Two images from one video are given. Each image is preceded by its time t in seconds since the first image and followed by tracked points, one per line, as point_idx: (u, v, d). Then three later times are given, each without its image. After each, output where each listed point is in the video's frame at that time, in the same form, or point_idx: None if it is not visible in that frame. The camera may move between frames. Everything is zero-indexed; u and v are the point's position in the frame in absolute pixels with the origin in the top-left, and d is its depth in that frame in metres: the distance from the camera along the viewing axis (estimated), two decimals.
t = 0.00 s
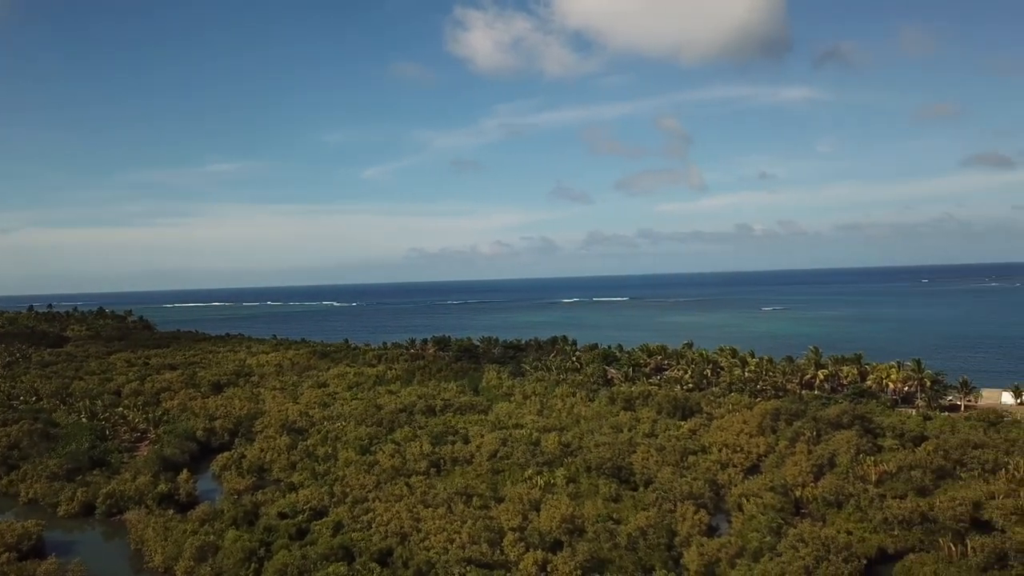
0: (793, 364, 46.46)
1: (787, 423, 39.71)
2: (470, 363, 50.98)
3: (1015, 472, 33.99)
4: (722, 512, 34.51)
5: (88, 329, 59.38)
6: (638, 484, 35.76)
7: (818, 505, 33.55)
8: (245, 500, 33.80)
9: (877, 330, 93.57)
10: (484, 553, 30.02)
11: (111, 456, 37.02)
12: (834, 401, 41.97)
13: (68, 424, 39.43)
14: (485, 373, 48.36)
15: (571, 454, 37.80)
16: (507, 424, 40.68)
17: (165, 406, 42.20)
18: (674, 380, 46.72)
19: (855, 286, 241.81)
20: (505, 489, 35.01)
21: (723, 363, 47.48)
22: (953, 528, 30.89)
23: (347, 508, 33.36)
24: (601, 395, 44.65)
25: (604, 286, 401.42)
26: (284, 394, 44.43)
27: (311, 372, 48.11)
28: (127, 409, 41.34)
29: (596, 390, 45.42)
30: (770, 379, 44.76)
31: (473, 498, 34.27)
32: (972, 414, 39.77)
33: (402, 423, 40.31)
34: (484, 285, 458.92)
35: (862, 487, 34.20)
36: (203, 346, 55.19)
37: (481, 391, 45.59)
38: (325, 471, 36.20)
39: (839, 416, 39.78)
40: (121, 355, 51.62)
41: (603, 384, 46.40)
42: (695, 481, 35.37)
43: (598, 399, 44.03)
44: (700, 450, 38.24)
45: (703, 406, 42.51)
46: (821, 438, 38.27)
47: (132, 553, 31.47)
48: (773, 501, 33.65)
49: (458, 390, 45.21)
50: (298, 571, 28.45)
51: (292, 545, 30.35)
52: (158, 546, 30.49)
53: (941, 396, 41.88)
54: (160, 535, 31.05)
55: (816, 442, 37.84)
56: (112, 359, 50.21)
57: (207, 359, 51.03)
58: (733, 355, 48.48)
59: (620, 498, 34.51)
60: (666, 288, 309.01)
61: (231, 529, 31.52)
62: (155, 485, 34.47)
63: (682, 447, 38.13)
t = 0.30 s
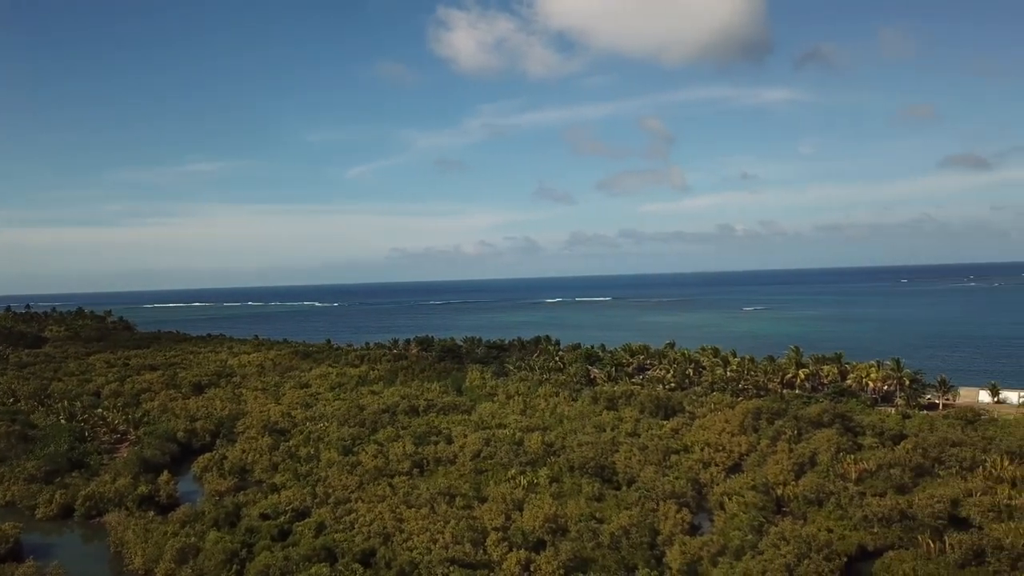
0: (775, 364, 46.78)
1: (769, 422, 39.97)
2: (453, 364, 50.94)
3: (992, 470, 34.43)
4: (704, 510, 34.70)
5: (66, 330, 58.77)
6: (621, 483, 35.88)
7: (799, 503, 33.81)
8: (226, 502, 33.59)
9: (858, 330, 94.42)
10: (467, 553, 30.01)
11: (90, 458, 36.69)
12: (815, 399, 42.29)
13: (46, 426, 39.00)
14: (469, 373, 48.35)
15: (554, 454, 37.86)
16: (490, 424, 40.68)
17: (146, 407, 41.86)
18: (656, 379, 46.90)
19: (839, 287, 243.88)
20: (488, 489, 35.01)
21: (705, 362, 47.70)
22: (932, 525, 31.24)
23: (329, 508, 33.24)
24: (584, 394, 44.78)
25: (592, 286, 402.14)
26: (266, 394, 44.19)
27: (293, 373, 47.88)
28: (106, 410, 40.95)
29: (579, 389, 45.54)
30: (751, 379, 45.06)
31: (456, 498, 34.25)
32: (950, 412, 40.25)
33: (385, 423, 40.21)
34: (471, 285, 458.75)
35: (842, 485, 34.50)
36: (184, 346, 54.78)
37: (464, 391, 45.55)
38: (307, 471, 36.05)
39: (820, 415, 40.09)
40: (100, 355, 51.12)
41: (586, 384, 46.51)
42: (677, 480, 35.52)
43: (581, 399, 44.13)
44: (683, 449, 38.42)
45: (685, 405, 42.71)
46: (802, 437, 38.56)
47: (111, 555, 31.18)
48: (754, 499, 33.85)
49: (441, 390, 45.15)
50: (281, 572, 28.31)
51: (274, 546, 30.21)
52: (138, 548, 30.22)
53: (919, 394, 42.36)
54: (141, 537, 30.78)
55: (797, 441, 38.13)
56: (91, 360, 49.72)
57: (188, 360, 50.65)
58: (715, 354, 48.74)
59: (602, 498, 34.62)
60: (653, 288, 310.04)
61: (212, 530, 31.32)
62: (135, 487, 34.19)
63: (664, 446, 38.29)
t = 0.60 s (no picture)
0: (753, 363, 47.16)
1: (747, 422, 40.27)
2: (434, 364, 50.89)
3: (966, 468, 34.96)
4: (684, 509, 34.91)
5: (41, 331, 57.97)
6: (601, 482, 36.02)
7: (777, 502, 34.11)
8: (204, 504, 33.33)
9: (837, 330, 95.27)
10: (447, 553, 29.97)
11: (66, 460, 36.28)
12: (793, 399, 42.65)
13: (20, 429, 38.44)
14: (449, 374, 48.31)
15: (535, 454, 37.92)
16: (471, 424, 40.66)
17: (123, 409, 41.45)
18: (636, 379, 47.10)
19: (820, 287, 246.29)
20: (469, 490, 35.00)
21: (685, 362, 47.97)
22: (907, 522, 31.61)
23: (309, 509, 33.09)
24: (564, 394, 44.91)
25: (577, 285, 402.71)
26: (245, 396, 43.90)
27: (273, 374, 47.61)
28: (82, 412, 40.47)
29: (559, 389, 45.68)
30: (730, 378, 45.38)
31: (437, 499, 34.22)
32: (925, 410, 40.75)
33: (365, 424, 40.08)
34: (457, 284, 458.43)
35: (820, 483, 34.83)
36: (161, 348, 54.25)
37: (445, 392, 45.47)
38: (287, 473, 35.87)
39: (798, 415, 40.44)
40: (76, 357, 50.51)
41: (566, 383, 46.62)
42: (657, 479, 35.69)
43: (561, 398, 44.26)
44: (662, 448, 38.62)
45: (665, 405, 42.94)
46: (780, 436, 38.89)
47: (87, 558, 30.83)
48: (733, 498, 34.08)
49: (422, 391, 45.10)
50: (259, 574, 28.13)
51: (253, 548, 30.03)
52: (115, 551, 29.81)
53: (895, 393, 42.85)
54: (117, 540, 30.39)
55: (776, 440, 38.46)
56: (66, 362, 49.10)
57: (166, 361, 50.18)
58: (694, 354, 49.03)
59: (583, 497, 34.74)
60: (638, 287, 311.12)
61: (190, 533, 31.06)
62: (112, 489, 33.82)
63: (644, 446, 38.47)
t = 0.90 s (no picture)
0: (725, 363, 47.64)
1: (719, 421, 40.67)
2: (408, 364, 50.80)
3: (933, 464, 35.63)
4: (657, 508, 35.17)
5: (6, 332, 56.90)
6: (575, 482, 36.19)
7: (749, 500, 34.50)
8: (175, 506, 32.95)
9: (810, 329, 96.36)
10: (421, 554, 29.94)
11: (32, 464, 35.66)
12: (764, 397, 43.15)
13: None
14: (423, 374, 48.23)
15: (509, 454, 38.00)
16: (445, 425, 40.63)
17: (91, 411, 40.84)
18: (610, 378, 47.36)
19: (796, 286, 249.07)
20: (443, 490, 34.98)
21: (658, 362, 48.34)
22: (876, 518, 32.08)
23: (281, 511, 32.87)
24: (539, 393, 45.05)
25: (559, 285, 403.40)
26: (216, 397, 43.51)
27: (245, 375, 47.21)
28: (49, 415, 39.80)
29: (534, 389, 45.80)
30: (702, 377, 45.80)
31: (411, 499, 34.16)
32: (893, 408, 41.39)
33: (338, 425, 39.91)
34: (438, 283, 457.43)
35: (791, 481, 35.25)
36: (131, 349, 53.55)
37: (419, 392, 45.40)
38: (259, 474, 35.61)
39: (769, 413, 40.93)
40: (43, 358, 49.64)
41: (541, 383, 46.77)
42: (630, 478, 35.90)
43: (535, 398, 44.38)
44: (636, 447, 38.85)
45: (638, 404, 43.21)
46: (752, 434, 39.32)
47: (54, 563, 30.32)
48: (706, 496, 34.38)
49: (396, 391, 44.97)
50: None
51: (225, 551, 29.77)
52: (82, 555, 29.27)
53: (864, 391, 43.48)
54: (85, 544, 29.89)
55: (748, 438, 38.87)
56: (33, 363, 48.24)
57: (135, 363, 49.56)
58: (667, 354, 49.43)
59: (557, 497, 34.89)
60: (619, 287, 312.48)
61: (161, 536, 30.71)
62: (80, 493, 33.33)
63: (617, 445, 38.68)
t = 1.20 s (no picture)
0: (697, 362, 48.05)
1: (691, 419, 41.01)
2: (381, 365, 50.63)
3: (900, 461, 36.25)
4: (630, 507, 35.40)
5: None
6: (548, 481, 36.32)
7: (721, 497, 34.85)
8: (144, 509, 32.54)
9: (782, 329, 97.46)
10: (394, 554, 29.87)
11: None
12: (735, 396, 43.59)
13: None
14: (396, 374, 48.08)
15: (482, 454, 38.03)
16: (418, 426, 40.55)
17: (57, 414, 40.17)
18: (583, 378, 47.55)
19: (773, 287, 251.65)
20: (416, 491, 34.91)
21: (631, 361, 48.65)
22: (845, 515, 32.56)
23: (253, 513, 32.63)
24: (512, 393, 45.14)
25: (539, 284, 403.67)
26: (186, 399, 43.05)
27: (216, 376, 46.75)
28: (14, 417, 39.08)
29: (507, 389, 45.89)
30: (675, 377, 46.15)
31: (384, 500, 34.06)
32: (862, 406, 42.03)
33: (311, 426, 39.69)
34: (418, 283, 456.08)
35: (762, 478, 35.65)
36: (99, 350, 52.77)
37: (392, 393, 45.26)
38: (230, 476, 35.32)
39: (740, 412, 41.36)
40: (8, 360, 48.71)
41: (514, 383, 46.87)
42: (603, 477, 36.08)
43: (509, 398, 44.46)
44: (609, 446, 39.05)
45: (611, 404, 43.44)
46: (723, 433, 39.71)
47: (19, 568, 29.78)
48: (677, 494, 34.63)
49: (369, 392, 44.79)
50: None
51: (195, 554, 29.51)
52: (48, 560, 28.81)
53: (833, 390, 44.13)
54: (51, 549, 29.42)
55: (719, 437, 39.25)
56: None
57: (103, 364, 48.85)
58: (639, 353, 49.74)
59: (530, 496, 34.99)
60: (598, 287, 313.73)
61: (129, 540, 30.34)
62: (46, 497, 32.79)
63: (591, 444, 38.85)
